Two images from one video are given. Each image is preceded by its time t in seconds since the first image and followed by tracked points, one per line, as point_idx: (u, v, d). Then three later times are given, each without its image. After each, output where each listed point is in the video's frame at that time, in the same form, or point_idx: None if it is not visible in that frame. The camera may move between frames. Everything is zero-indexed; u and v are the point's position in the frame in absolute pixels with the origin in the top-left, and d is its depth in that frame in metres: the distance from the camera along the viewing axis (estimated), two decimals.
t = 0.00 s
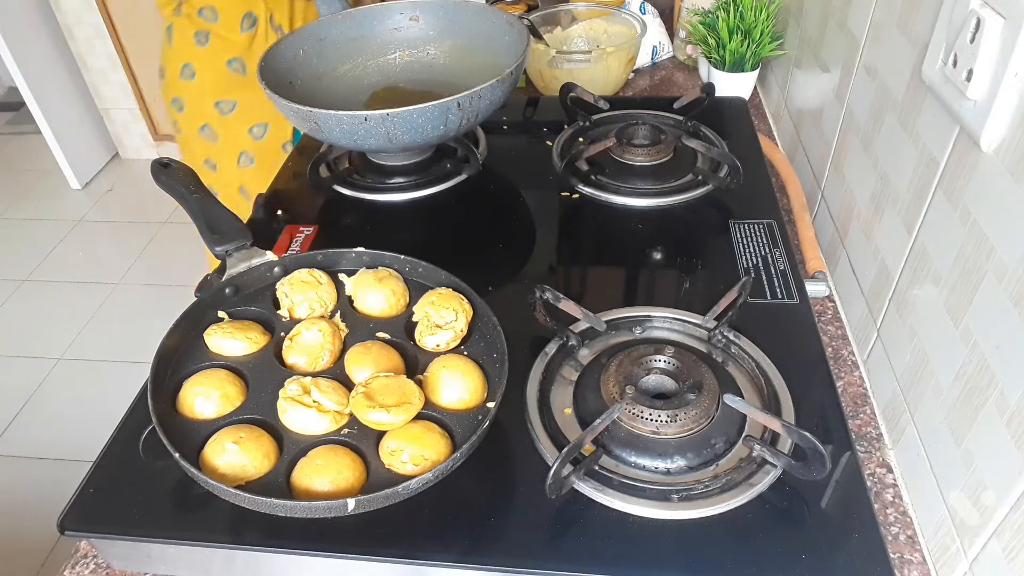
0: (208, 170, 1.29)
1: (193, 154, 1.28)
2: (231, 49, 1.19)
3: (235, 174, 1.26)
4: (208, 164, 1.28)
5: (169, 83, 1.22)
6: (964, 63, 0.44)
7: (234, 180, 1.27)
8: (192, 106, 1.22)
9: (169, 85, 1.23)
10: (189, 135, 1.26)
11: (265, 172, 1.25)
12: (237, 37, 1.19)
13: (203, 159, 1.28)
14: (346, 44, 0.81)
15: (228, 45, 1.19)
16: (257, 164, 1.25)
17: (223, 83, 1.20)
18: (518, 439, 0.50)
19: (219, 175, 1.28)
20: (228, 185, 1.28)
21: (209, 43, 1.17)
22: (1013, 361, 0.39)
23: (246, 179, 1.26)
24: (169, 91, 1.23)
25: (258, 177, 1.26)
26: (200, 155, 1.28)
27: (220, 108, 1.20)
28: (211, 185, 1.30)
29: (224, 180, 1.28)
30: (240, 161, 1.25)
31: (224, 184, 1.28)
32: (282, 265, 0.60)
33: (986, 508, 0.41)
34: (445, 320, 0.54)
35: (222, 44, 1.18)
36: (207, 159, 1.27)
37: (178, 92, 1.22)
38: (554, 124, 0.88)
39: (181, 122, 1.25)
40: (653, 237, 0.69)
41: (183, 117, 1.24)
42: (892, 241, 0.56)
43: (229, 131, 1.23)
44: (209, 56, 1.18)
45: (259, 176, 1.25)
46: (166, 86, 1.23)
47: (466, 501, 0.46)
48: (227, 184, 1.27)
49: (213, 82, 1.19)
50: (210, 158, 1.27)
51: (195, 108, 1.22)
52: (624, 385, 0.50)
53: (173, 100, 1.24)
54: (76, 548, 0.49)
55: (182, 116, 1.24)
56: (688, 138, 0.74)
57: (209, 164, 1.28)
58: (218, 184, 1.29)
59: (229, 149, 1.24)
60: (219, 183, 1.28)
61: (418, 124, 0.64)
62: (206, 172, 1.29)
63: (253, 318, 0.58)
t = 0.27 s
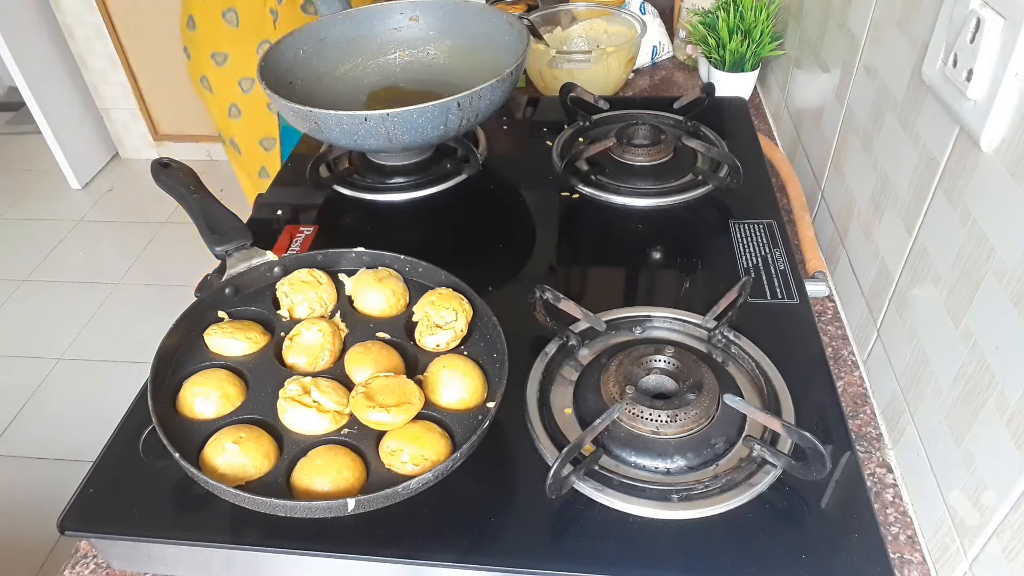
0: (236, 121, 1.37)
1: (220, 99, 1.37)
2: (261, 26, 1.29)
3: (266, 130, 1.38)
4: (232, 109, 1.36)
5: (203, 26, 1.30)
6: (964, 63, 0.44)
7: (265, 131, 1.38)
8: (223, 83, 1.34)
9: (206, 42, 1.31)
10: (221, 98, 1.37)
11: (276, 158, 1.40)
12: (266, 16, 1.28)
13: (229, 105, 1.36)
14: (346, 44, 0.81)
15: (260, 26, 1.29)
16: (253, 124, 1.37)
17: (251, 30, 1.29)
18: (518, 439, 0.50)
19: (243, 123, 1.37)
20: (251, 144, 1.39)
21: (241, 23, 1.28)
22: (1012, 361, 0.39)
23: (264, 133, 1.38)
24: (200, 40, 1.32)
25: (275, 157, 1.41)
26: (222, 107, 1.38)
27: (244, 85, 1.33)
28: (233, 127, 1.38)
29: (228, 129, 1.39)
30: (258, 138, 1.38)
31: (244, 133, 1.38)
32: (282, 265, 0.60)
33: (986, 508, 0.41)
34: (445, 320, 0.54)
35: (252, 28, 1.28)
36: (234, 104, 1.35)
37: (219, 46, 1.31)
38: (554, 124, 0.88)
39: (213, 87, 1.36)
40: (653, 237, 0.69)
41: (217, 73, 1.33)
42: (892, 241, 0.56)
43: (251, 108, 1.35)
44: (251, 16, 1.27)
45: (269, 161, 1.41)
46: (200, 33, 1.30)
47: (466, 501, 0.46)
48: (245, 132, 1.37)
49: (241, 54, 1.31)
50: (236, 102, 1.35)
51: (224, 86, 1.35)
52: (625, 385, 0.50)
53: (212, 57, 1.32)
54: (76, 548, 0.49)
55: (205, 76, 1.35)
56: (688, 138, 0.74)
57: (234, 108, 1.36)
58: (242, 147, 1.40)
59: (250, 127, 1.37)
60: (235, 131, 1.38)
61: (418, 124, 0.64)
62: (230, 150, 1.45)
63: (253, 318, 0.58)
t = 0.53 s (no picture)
0: (228, 97, 1.31)
1: (212, 76, 1.30)
2: (260, 12, 1.23)
3: (255, 109, 1.30)
4: (224, 85, 1.29)
5: (202, 5, 1.24)
6: (964, 63, 0.44)
7: (254, 110, 1.31)
8: (217, 61, 1.27)
9: (201, 20, 1.24)
10: (212, 75, 1.29)
11: (264, 137, 1.33)
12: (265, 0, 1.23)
13: (220, 81, 1.29)
14: (346, 44, 0.81)
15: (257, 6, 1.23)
16: (245, 105, 1.30)
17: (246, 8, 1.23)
18: (518, 439, 0.50)
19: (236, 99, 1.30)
20: (240, 122, 1.33)
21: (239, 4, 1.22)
22: (1013, 361, 0.39)
23: (255, 111, 1.31)
24: (195, 19, 1.26)
25: (261, 135, 1.33)
26: (212, 84, 1.31)
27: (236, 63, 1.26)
28: (225, 103, 1.32)
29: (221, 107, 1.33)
30: (247, 118, 1.32)
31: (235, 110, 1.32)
32: (282, 265, 0.60)
33: (986, 508, 0.41)
34: (445, 320, 0.54)
35: (249, 10, 1.23)
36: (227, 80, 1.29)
37: (215, 23, 1.24)
38: (554, 124, 0.88)
39: (206, 65, 1.29)
40: (653, 237, 0.69)
41: (211, 50, 1.26)
42: (892, 241, 0.56)
43: (244, 87, 1.29)
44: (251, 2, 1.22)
45: (256, 139, 1.34)
46: (199, 13, 1.25)
47: (467, 501, 0.46)
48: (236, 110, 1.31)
49: (235, 30, 1.24)
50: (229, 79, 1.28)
51: (216, 62, 1.28)
52: (625, 385, 0.50)
53: (207, 36, 1.25)
54: (76, 548, 0.49)
55: (198, 53, 1.29)
56: (688, 138, 0.74)
57: (227, 85, 1.29)
58: (233, 125, 1.35)
59: (242, 106, 1.30)
60: (227, 110, 1.32)
61: (418, 124, 0.64)
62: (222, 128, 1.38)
63: (253, 318, 0.58)
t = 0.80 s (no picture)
0: (233, 95, 1.35)
1: (218, 72, 1.33)
2: (273, 12, 1.27)
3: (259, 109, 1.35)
4: (231, 83, 1.33)
5: (213, 2, 1.25)
6: (964, 63, 0.44)
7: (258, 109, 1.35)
8: (224, 57, 1.30)
9: (212, 15, 1.26)
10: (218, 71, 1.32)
11: (270, 136, 1.38)
12: None
13: (226, 78, 1.33)
14: (346, 44, 0.81)
15: (272, 6, 1.26)
16: (250, 104, 1.35)
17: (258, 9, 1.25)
18: (518, 439, 0.50)
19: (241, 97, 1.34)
20: (245, 121, 1.38)
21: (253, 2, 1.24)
22: (1013, 362, 0.39)
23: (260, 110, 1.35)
24: (204, 14, 1.27)
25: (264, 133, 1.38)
26: (216, 80, 1.34)
27: (245, 61, 1.29)
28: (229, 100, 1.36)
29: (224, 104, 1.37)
30: (252, 117, 1.37)
31: (238, 108, 1.36)
32: (282, 265, 0.60)
33: (987, 508, 0.41)
34: (445, 320, 0.54)
35: (261, 11, 1.25)
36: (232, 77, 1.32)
37: (227, 20, 1.26)
38: (554, 124, 0.88)
39: (212, 60, 1.32)
40: (653, 237, 0.69)
41: (219, 46, 1.29)
42: (892, 241, 0.56)
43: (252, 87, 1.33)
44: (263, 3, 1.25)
45: (261, 138, 1.39)
46: (209, 10, 1.26)
47: (466, 501, 0.46)
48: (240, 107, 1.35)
49: (247, 30, 1.27)
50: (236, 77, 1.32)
51: (223, 58, 1.30)
52: (625, 385, 0.50)
53: (217, 32, 1.27)
54: (76, 548, 0.49)
55: (205, 48, 1.30)
56: (688, 138, 0.74)
57: (232, 83, 1.33)
58: (235, 121, 1.38)
59: (249, 105, 1.35)
60: (231, 107, 1.36)
61: (418, 124, 0.64)
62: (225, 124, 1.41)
63: (253, 318, 0.58)
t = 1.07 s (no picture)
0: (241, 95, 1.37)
1: (227, 72, 1.34)
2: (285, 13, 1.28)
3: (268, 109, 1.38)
4: (240, 84, 1.35)
5: (225, 3, 1.25)
6: (964, 63, 0.44)
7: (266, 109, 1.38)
8: (233, 58, 1.32)
9: (223, 16, 1.27)
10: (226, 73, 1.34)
11: (281, 135, 1.42)
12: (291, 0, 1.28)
13: (235, 79, 1.35)
14: (346, 44, 0.81)
15: (284, 6, 1.28)
16: (259, 103, 1.38)
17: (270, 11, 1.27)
18: (518, 439, 0.50)
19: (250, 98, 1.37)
20: (254, 119, 1.40)
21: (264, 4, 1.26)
22: (1013, 362, 0.39)
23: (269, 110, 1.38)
24: (211, 15, 1.27)
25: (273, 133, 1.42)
26: (224, 81, 1.35)
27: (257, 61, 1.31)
28: (238, 100, 1.38)
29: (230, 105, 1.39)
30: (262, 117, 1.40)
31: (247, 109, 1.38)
32: (282, 265, 0.60)
33: (987, 508, 0.41)
34: (445, 321, 0.54)
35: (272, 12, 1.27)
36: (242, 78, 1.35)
37: (239, 20, 1.27)
38: (554, 124, 0.88)
39: (220, 61, 1.33)
40: (653, 237, 0.69)
41: (229, 48, 1.30)
42: (892, 241, 0.56)
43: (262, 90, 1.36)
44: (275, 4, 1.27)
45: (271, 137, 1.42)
46: (219, 11, 1.26)
47: (467, 501, 0.46)
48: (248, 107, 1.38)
49: (260, 31, 1.29)
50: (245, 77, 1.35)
51: (232, 58, 1.32)
52: (625, 385, 0.50)
53: (228, 33, 1.28)
54: (76, 548, 0.49)
55: (212, 50, 1.31)
56: (688, 138, 0.74)
57: (242, 83, 1.35)
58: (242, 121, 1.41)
59: (258, 106, 1.38)
60: (239, 107, 1.39)
61: (418, 124, 0.64)
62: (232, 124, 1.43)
63: (253, 318, 0.58)
